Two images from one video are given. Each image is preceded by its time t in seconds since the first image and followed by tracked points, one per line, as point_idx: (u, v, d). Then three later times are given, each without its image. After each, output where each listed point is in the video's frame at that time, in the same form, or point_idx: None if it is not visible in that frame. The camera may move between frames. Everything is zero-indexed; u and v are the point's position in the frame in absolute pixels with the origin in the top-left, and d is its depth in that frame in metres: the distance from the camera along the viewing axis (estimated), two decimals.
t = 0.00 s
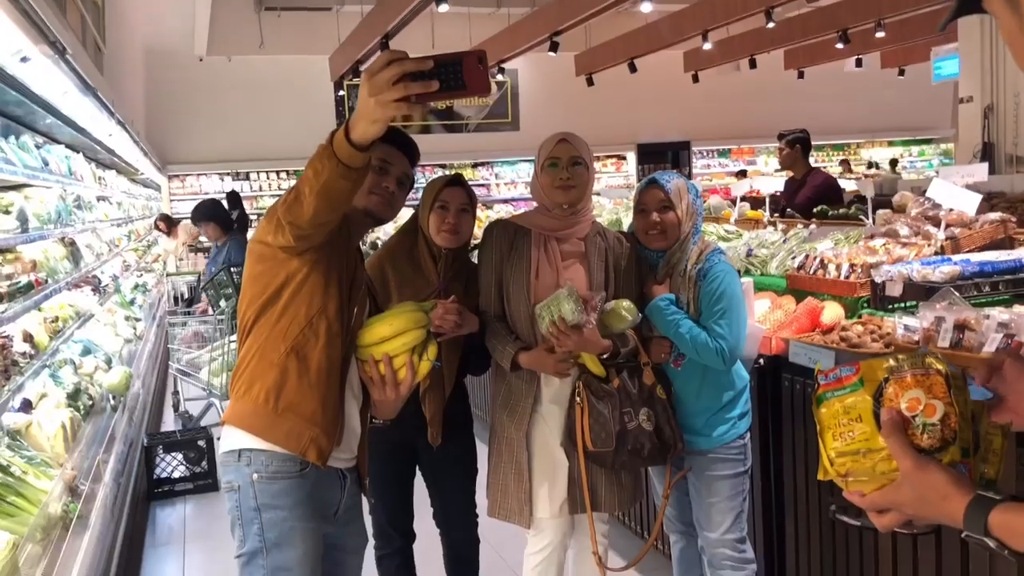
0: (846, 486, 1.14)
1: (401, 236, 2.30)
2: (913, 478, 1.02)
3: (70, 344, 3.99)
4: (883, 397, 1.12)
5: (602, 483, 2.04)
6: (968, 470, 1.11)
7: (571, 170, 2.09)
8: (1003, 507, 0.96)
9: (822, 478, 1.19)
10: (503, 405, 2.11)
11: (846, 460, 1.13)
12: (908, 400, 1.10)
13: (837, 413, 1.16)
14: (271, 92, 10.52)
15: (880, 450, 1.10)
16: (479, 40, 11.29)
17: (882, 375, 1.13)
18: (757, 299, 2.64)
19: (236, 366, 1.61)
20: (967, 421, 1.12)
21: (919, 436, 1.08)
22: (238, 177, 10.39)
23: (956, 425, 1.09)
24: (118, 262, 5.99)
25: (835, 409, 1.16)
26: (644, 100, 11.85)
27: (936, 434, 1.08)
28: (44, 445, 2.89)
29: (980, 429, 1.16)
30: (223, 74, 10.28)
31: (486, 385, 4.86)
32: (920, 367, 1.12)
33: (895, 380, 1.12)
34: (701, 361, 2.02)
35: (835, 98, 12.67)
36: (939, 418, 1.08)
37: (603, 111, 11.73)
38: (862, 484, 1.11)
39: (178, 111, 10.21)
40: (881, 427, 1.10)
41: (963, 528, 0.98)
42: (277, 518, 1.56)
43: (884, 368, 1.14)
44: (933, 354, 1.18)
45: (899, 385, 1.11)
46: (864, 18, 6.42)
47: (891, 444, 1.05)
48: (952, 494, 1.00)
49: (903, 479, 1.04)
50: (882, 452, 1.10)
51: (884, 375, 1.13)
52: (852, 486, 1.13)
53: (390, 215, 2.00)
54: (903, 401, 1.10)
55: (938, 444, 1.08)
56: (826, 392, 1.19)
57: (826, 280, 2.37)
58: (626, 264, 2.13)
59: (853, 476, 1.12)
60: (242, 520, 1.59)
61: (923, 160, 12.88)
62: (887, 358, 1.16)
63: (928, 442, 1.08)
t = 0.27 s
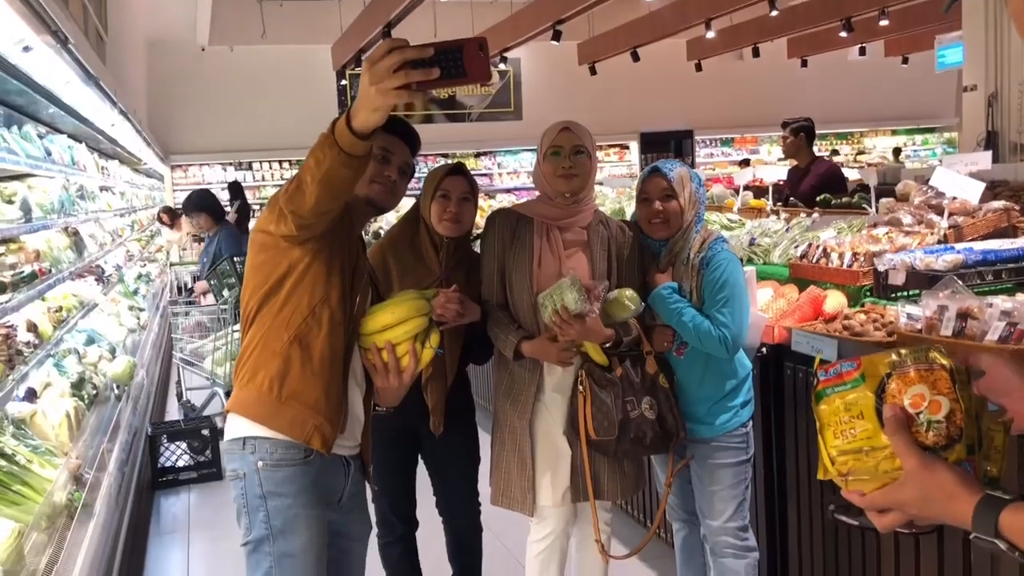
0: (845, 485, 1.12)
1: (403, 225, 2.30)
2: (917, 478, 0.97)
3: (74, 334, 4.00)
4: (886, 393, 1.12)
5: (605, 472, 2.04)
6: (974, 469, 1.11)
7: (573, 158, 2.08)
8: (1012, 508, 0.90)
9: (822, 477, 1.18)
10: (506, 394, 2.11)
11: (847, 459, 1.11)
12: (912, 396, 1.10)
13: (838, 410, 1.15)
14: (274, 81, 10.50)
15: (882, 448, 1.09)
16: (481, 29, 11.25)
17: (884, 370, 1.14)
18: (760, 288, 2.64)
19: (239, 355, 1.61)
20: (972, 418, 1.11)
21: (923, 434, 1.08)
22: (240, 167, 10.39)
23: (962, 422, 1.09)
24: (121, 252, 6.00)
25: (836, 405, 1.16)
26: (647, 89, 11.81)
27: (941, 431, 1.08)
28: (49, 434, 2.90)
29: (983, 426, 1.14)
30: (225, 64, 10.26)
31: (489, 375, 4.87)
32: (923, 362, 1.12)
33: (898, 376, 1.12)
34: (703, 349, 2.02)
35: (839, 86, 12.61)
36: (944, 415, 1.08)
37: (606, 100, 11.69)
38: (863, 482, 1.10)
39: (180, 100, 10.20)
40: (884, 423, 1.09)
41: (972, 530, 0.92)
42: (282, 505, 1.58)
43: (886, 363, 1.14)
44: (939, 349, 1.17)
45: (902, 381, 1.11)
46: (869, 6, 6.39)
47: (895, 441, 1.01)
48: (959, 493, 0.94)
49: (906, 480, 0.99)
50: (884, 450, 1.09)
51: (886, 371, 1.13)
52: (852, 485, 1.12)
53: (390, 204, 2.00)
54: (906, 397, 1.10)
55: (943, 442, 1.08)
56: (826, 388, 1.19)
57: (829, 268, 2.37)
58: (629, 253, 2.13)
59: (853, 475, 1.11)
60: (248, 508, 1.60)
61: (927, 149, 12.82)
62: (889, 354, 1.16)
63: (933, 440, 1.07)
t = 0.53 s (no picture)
0: (850, 499, 1.07)
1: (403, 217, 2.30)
2: (927, 491, 0.94)
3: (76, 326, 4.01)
4: (892, 402, 1.05)
5: (607, 464, 2.04)
6: (984, 480, 1.05)
7: (575, 148, 2.07)
8: None
9: (826, 490, 1.12)
10: (508, 385, 2.11)
11: (853, 472, 1.06)
12: (919, 405, 1.03)
13: (841, 421, 1.09)
14: (274, 73, 10.47)
15: (891, 460, 1.03)
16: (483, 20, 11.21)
17: (889, 378, 1.07)
18: (762, 280, 2.63)
19: (247, 359, 1.60)
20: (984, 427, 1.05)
21: (934, 445, 1.01)
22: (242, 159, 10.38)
23: (974, 432, 1.02)
24: (123, 245, 6.00)
25: (840, 416, 1.09)
26: (649, 81, 11.77)
27: (952, 441, 1.01)
28: (51, 426, 2.91)
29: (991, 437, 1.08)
30: (226, 55, 10.23)
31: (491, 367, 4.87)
32: (931, 369, 1.05)
33: (904, 384, 1.06)
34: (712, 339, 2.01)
35: (842, 77, 12.55)
36: (955, 425, 1.01)
37: (608, 91, 11.65)
38: (867, 496, 1.04)
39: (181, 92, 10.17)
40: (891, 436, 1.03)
41: (987, 547, 0.89)
42: (314, 492, 1.59)
43: (891, 371, 1.07)
44: (946, 354, 1.10)
45: (909, 389, 1.04)
46: None
47: (905, 455, 0.97)
48: (972, 508, 0.91)
49: (915, 491, 0.96)
50: (893, 462, 1.03)
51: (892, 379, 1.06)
52: (857, 498, 1.06)
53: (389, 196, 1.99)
54: (913, 406, 1.03)
55: (954, 453, 1.01)
56: (828, 397, 1.12)
57: (831, 260, 2.35)
58: (632, 245, 2.12)
59: (858, 488, 1.05)
60: (277, 501, 1.60)
61: (930, 140, 12.78)
62: (893, 360, 1.10)
63: (943, 452, 1.01)
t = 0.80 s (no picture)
0: (859, 505, 1.03)
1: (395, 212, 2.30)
2: (942, 497, 0.89)
3: (75, 321, 4.01)
4: (904, 405, 1.01)
5: (608, 456, 2.05)
6: (999, 484, 1.01)
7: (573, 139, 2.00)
8: None
9: (835, 497, 1.09)
10: (509, 375, 2.11)
11: (864, 478, 1.02)
12: (932, 407, 0.99)
13: (851, 424, 1.05)
14: (273, 66, 10.44)
15: (903, 465, 0.99)
16: (482, 13, 11.18)
17: (900, 381, 1.04)
18: (763, 271, 2.62)
19: (272, 375, 1.59)
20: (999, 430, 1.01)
21: (949, 449, 0.97)
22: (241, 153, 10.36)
23: (990, 436, 0.99)
24: (122, 239, 6.00)
25: (849, 419, 1.06)
26: (649, 73, 11.74)
27: (969, 445, 0.97)
28: (52, 421, 2.91)
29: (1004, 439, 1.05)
30: (224, 49, 10.20)
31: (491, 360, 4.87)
32: (944, 370, 1.02)
33: (916, 386, 1.02)
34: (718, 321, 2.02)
35: (842, 69, 12.52)
36: (970, 429, 0.97)
37: (607, 84, 11.63)
38: (877, 502, 1.00)
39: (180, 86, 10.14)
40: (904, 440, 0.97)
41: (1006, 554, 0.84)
42: (364, 482, 1.60)
43: (902, 372, 1.04)
44: (958, 355, 1.07)
45: (922, 391, 1.01)
46: None
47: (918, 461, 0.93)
48: (990, 514, 0.86)
49: (930, 499, 0.90)
50: (906, 468, 0.98)
51: (903, 382, 1.03)
52: (867, 505, 1.02)
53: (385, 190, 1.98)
54: (926, 409, 0.99)
55: (971, 457, 0.97)
56: (837, 401, 1.09)
57: (832, 251, 2.35)
58: (633, 236, 2.11)
59: (868, 494, 1.02)
60: (325, 496, 1.59)
61: (930, 131, 12.76)
62: (905, 361, 1.07)
63: (958, 456, 0.97)
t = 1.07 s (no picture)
0: (866, 498, 1.02)
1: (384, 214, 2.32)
2: (954, 490, 0.86)
3: (75, 319, 4.00)
4: (911, 397, 1.01)
5: (611, 450, 2.04)
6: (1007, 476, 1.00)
7: (567, 137, 2.05)
8: None
9: (841, 489, 1.07)
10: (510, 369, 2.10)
11: (872, 470, 1.01)
12: (940, 399, 0.99)
13: (857, 417, 1.04)
14: (270, 62, 10.40)
15: (911, 457, 0.98)
16: (479, 7, 11.15)
17: (907, 373, 1.02)
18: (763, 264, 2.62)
19: (316, 391, 1.55)
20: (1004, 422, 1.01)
21: (957, 441, 0.97)
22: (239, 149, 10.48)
23: (998, 427, 0.98)
24: (121, 237, 6.00)
25: (855, 412, 1.04)
26: (647, 66, 11.72)
27: (977, 437, 0.97)
28: (52, 420, 2.91)
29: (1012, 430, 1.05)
30: (221, 45, 10.16)
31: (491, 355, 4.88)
32: (951, 362, 1.01)
33: (923, 377, 1.01)
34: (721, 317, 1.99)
35: (840, 60, 12.49)
36: (977, 421, 0.97)
37: (605, 77, 11.61)
38: (885, 495, 1.00)
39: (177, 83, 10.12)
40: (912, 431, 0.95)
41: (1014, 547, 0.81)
42: (413, 481, 1.60)
43: (908, 364, 1.03)
44: (963, 345, 1.06)
45: (929, 383, 1.00)
46: None
47: (927, 453, 0.89)
48: (1000, 506, 0.83)
49: (937, 492, 0.88)
50: (913, 460, 0.98)
51: (910, 373, 1.02)
52: (874, 498, 1.02)
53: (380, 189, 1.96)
54: (933, 401, 0.99)
55: (979, 449, 0.97)
56: (843, 393, 1.07)
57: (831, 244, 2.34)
58: (632, 228, 2.11)
59: (876, 487, 1.01)
60: (376, 497, 1.57)
61: (928, 123, 12.76)
62: (911, 352, 1.05)
63: (965, 449, 0.97)
